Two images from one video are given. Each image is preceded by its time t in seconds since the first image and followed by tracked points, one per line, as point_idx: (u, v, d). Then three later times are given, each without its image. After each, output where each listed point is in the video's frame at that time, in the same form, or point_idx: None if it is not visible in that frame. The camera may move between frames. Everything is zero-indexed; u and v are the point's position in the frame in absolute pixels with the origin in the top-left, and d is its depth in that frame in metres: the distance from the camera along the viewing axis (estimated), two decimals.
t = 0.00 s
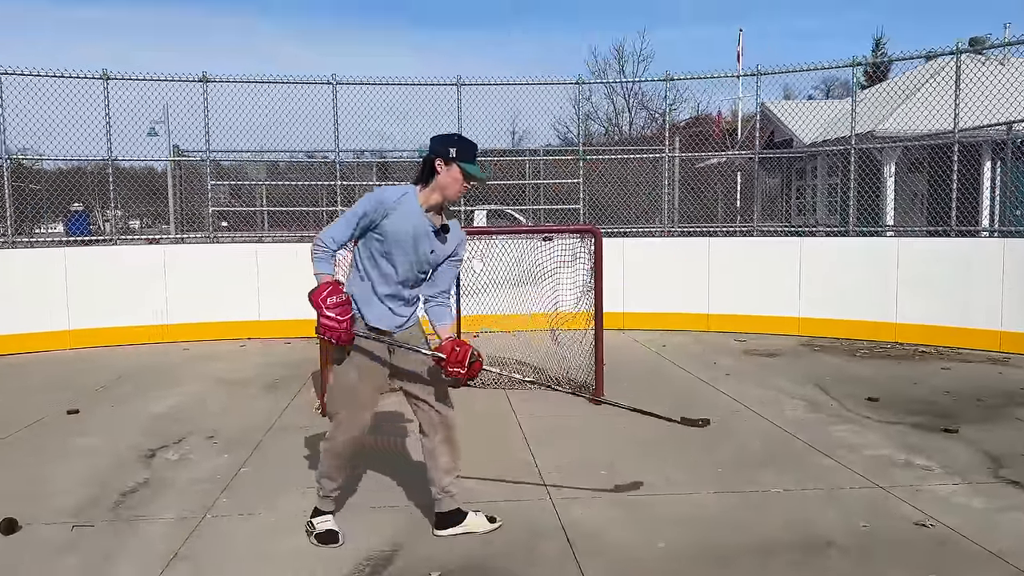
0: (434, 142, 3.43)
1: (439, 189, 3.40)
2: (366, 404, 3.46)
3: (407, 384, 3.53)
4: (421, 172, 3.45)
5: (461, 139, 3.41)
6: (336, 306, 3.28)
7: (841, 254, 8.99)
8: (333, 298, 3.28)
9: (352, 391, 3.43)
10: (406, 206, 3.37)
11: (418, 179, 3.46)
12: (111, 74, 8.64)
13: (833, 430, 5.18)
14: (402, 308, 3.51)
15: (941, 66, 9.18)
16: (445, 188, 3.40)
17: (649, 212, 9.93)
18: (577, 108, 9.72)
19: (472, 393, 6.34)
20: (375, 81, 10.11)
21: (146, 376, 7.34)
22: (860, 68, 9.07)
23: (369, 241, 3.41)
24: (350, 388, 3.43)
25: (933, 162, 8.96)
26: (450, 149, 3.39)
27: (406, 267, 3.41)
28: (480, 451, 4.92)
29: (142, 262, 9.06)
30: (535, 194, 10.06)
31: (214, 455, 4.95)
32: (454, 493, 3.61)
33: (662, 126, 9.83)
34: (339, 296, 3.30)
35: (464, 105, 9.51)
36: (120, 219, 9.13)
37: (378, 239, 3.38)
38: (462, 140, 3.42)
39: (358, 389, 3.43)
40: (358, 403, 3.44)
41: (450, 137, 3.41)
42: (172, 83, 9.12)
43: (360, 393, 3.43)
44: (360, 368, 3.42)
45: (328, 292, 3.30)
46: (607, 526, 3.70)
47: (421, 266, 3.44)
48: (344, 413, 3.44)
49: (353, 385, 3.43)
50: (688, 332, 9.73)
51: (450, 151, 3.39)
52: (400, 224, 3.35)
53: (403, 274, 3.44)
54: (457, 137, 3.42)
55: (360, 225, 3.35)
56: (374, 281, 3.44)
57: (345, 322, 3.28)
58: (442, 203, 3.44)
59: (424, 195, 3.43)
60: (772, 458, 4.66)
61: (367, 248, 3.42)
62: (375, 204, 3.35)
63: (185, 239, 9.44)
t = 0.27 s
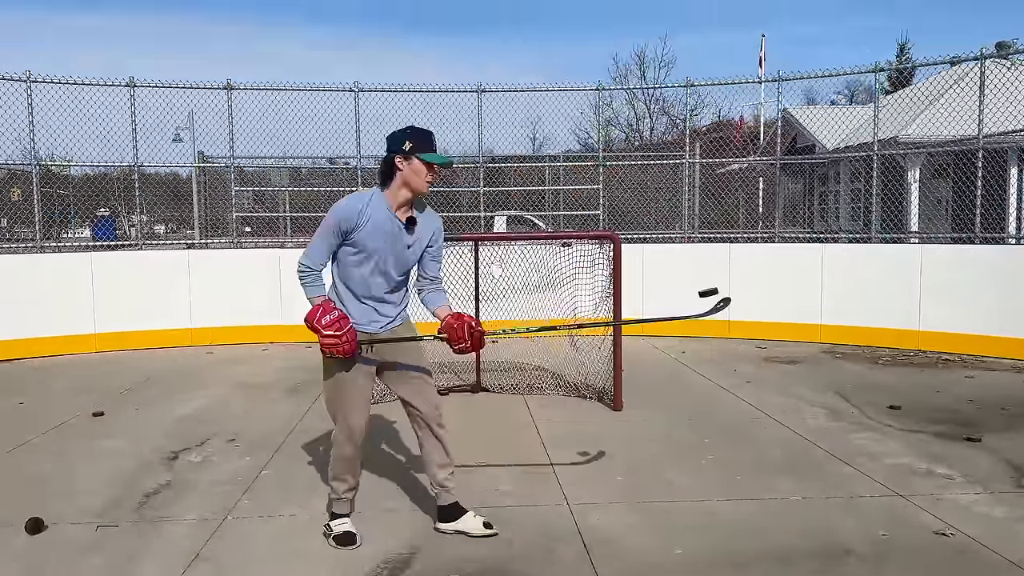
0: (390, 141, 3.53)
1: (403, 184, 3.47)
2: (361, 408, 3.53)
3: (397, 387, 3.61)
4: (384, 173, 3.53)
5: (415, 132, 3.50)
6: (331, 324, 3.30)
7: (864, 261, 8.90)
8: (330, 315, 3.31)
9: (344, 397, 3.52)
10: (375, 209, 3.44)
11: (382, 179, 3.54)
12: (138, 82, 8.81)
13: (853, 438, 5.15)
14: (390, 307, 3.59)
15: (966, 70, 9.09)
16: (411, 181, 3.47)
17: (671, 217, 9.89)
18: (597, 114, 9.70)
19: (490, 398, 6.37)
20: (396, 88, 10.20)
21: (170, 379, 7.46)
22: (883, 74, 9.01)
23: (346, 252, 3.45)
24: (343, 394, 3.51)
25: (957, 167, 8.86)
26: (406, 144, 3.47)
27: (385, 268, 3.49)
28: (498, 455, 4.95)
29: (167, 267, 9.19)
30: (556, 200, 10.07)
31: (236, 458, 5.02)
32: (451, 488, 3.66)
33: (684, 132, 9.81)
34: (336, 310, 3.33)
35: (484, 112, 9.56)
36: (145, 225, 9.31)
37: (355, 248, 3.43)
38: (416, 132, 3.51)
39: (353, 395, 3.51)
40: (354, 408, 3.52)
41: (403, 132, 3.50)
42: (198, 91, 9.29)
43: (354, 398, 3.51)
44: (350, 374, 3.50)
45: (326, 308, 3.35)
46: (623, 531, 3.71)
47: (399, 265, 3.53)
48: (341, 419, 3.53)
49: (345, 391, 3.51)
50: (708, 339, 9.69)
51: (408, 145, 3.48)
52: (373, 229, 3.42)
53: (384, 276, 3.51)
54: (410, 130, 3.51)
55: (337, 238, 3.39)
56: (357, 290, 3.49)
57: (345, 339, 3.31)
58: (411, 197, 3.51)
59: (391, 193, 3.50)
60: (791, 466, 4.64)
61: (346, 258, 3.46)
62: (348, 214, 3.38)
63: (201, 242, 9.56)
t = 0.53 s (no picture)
0: (369, 142, 3.62)
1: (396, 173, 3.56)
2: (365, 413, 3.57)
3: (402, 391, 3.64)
4: (374, 172, 3.63)
5: (388, 124, 3.60)
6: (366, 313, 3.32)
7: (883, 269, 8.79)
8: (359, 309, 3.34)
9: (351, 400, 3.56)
10: (378, 209, 3.49)
11: (375, 179, 3.63)
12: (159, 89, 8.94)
13: (865, 446, 5.10)
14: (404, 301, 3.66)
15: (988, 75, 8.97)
16: (402, 169, 3.56)
17: (690, 223, 9.85)
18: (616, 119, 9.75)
19: (502, 403, 6.37)
20: (413, 94, 10.26)
21: (187, 382, 7.54)
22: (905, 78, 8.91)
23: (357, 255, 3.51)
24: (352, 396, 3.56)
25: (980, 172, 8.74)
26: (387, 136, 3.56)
27: (395, 263, 3.58)
28: (507, 460, 4.96)
29: (187, 271, 9.31)
30: (572, 205, 10.03)
31: (248, 461, 5.07)
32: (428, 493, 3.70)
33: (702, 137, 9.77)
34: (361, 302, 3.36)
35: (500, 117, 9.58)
36: (170, 230, 9.38)
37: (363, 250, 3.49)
38: (391, 124, 3.61)
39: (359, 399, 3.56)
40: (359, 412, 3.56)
41: (379, 127, 3.60)
42: (218, 97, 9.40)
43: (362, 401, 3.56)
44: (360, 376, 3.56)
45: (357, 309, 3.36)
46: (630, 538, 3.70)
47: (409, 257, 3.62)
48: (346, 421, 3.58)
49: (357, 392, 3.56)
50: (724, 345, 9.63)
51: (387, 139, 3.57)
52: (380, 228, 3.48)
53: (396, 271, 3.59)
54: (386, 123, 3.61)
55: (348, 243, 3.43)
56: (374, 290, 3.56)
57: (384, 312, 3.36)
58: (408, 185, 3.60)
59: (387, 188, 3.59)
60: (802, 474, 4.60)
61: (357, 261, 3.52)
62: (354, 217, 3.43)
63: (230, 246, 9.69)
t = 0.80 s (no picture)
0: (369, 147, 3.62)
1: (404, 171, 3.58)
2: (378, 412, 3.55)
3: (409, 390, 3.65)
4: (382, 175, 3.64)
5: (385, 125, 3.59)
6: (429, 298, 3.27)
7: (898, 274, 8.70)
8: (421, 296, 3.27)
9: (364, 397, 3.53)
10: (396, 208, 3.50)
11: (384, 183, 3.64)
12: (175, 94, 9.05)
13: (875, 452, 5.04)
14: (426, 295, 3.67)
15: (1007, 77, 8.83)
16: (409, 166, 3.58)
17: (703, 229, 9.86)
18: (634, 123, 9.63)
19: (511, 407, 6.37)
20: (426, 98, 10.31)
21: (201, 383, 7.62)
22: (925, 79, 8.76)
23: (383, 255, 3.49)
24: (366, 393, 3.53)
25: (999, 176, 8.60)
26: (387, 138, 3.57)
27: (419, 257, 3.59)
28: (512, 463, 4.96)
29: (201, 274, 9.41)
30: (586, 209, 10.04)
31: (256, 462, 5.11)
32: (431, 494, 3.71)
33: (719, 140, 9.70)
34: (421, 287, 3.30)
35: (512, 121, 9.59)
36: (191, 232, 9.48)
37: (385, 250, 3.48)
38: (386, 124, 3.60)
39: (371, 397, 3.53)
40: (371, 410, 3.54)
41: (376, 130, 3.60)
42: (232, 102, 9.50)
43: (378, 398, 3.54)
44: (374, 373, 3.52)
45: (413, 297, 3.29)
46: (631, 542, 3.69)
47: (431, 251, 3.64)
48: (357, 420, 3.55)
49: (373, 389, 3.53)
50: (738, 349, 9.57)
51: (388, 140, 3.58)
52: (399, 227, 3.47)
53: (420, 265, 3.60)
54: (382, 125, 3.61)
55: (375, 243, 3.42)
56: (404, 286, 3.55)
57: (445, 296, 3.32)
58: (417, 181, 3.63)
59: (398, 188, 3.61)
60: (809, 479, 4.56)
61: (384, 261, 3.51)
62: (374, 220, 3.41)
63: (244, 251, 9.71)
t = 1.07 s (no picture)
0: (383, 154, 3.64)
1: (415, 183, 3.60)
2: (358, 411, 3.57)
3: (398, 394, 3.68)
4: (391, 181, 3.64)
5: (405, 135, 3.62)
6: (419, 320, 3.33)
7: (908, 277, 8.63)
8: (412, 316, 3.33)
9: (344, 395, 3.54)
10: (401, 217, 3.51)
11: (392, 189, 3.64)
12: (191, 96, 9.17)
13: (881, 454, 5.01)
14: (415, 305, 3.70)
15: None
16: (421, 178, 3.60)
17: (716, 231, 9.83)
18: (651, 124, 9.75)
19: (517, 407, 6.39)
20: (438, 100, 10.36)
21: (213, 383, 7.71)
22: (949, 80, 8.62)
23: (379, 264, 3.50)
24: (345, 391, 3.55)
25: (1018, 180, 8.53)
26: (404, 148, 3.59)
27: (410, 271, 3.62)
28: (516, 462, 4.97)
29: (214, 276, 9.49)
30: (599, 211, 10.09)
31: (263, 460, 5.17)
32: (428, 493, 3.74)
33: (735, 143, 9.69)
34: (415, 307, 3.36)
35: (523, 123, 9.63)
36: (211, 235, 9.66)
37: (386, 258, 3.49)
38: (406, 134, 3.63)
39: (353, 397, 3.55)
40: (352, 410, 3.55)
41: (395, 138, 3.62)
42: (247, 104, 9.62)
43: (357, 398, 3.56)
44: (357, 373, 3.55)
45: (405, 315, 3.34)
46: (630, 543, 3.69)
47: (422, 264, 3.67)
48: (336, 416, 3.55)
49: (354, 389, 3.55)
50: (749, 352, 9.51)
51: (404, 150, 3.60)
52: (403, 237, 3.49)
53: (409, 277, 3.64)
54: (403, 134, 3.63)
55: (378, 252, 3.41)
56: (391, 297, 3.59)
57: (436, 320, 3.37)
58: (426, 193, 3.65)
59: (405, 198, 3.62)
60: (812, 481, 4.54)
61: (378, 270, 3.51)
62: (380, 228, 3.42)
63: (260, 252, 9.84)
